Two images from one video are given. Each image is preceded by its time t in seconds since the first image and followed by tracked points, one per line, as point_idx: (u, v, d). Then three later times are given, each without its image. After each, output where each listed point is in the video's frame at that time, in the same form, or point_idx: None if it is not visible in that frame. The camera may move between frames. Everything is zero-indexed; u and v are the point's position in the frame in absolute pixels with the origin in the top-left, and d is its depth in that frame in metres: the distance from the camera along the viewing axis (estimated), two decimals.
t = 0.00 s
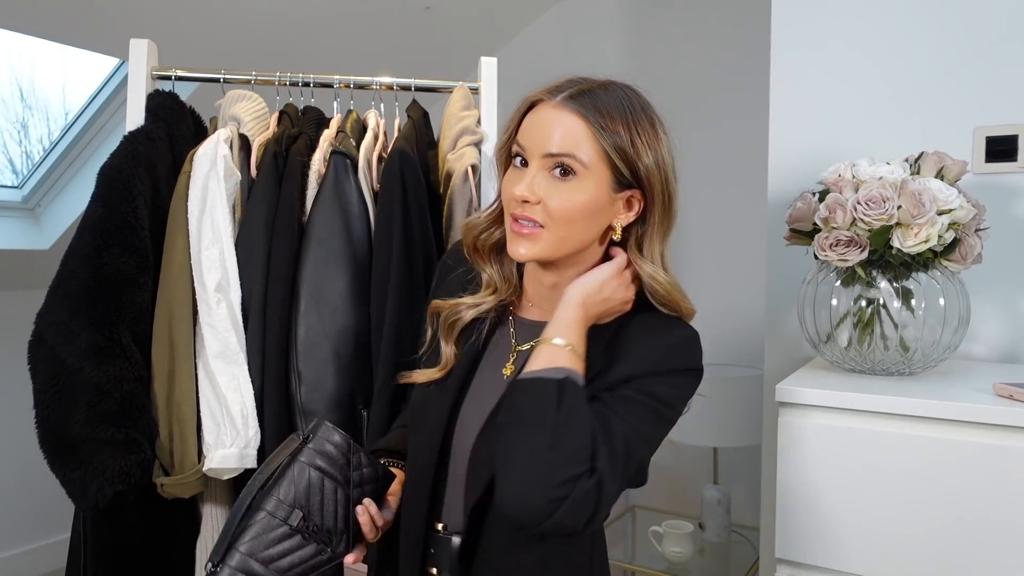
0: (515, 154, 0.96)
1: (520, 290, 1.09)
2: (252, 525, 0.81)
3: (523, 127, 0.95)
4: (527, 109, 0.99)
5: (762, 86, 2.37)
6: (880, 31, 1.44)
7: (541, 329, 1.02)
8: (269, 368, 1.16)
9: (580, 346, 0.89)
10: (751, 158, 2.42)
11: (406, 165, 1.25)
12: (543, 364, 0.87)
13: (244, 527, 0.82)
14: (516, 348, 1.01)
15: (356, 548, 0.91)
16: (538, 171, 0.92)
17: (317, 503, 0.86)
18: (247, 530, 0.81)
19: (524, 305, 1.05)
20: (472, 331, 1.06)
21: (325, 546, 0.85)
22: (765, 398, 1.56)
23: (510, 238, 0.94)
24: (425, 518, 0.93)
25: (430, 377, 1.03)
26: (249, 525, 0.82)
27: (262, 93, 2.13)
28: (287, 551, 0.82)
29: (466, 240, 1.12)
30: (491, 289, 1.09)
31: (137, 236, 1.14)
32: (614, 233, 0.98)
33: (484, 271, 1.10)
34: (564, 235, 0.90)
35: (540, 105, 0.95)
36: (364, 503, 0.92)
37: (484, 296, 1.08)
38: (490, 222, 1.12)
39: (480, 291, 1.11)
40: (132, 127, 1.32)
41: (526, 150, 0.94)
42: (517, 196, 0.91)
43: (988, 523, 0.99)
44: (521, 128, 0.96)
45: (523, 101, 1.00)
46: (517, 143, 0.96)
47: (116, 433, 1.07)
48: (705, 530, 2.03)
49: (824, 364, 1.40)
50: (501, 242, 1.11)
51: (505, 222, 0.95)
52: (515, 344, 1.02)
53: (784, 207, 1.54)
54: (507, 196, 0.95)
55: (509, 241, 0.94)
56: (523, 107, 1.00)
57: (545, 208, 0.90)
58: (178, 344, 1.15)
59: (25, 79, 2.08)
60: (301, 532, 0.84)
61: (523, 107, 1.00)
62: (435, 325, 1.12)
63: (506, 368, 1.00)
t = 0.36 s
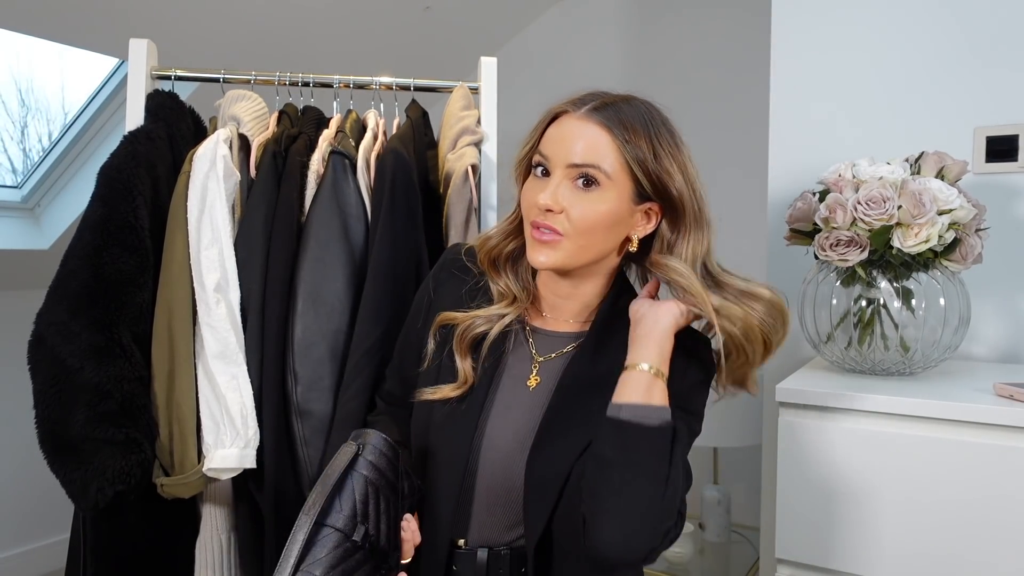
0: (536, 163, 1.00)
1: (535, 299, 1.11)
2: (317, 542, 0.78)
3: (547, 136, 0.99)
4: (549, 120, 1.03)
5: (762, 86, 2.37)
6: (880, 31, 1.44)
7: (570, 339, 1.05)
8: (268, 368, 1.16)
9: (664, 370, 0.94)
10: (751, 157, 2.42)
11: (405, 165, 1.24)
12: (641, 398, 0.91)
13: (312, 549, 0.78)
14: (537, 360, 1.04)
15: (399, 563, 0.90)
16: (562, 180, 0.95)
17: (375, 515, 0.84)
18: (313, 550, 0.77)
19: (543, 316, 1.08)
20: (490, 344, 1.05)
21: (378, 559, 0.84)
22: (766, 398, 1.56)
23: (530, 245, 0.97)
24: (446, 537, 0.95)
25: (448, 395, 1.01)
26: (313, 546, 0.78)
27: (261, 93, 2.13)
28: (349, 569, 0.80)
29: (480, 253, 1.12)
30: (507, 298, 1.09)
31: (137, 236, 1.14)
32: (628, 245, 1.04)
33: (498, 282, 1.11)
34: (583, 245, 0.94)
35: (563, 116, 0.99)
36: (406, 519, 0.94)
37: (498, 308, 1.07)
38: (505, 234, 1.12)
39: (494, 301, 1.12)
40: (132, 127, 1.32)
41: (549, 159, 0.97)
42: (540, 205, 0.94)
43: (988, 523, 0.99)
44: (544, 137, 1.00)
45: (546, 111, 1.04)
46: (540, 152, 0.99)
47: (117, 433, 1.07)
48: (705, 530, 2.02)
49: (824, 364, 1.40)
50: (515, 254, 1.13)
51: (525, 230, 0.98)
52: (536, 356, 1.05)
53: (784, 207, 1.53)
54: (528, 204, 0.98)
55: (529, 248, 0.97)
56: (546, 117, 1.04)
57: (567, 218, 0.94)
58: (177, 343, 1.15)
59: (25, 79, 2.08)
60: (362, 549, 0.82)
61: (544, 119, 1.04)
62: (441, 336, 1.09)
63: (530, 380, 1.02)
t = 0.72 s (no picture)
0: (552, 156, 1.00)
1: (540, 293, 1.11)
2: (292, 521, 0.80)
3: (565, 128, 0.99)
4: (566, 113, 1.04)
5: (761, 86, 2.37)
6: (880, 32, 1.45)
7: (567, 341, 1.02)
8: (269, 368, 1.16)
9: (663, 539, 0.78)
10: (751, 157, 2.42)
11: (405, 165, 1.24)
12: (627, 558, 0.79)
13: (280, 524, 0.79)
14: (534, 356, 1.02)
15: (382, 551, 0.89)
16: (577, 171, 0.96)
17: (353, 499, 0.85)
18: (284, 524, 0.79)
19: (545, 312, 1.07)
20: (495, 337, 1.07)
21: (357, 546, 0.84)
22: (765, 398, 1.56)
23: (543, 236, 0.97)
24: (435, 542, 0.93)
25: (446, 382, 1.02)
26: (285, 520, 0.80)
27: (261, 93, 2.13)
28: (322, 547, 0.80)
29: (491, 243, 1.15)
30: (512, 291, 1.11)
31: (137, 236, 1.14)
32: (643, 241, 1.04)
33: (506, 275, 1.13)
34: (597, 236, 0.94)
35: (581, 109, 1.00)
36: (392, 508, 0.94)
37: (502, 299, 1.09)
38: (517, 226, 1.15)
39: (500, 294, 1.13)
40: (132, 127, 1.32)
41: (565, 150, 0.97)
42: (555, 194, 0.94)
43: (988, 523, 0.99)
44: (562, 128, 1.00)
45: (562, 106, 1.05)
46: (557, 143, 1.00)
47: (117, 433, 1.06)
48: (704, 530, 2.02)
49: (824, 364, 1.40)
50: (524, 247, 1.15)
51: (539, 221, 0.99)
52: (534, 353, 1.03)
53: (784, 207, 1.54)
54: (542, 195, 0.98)
55: (541, 239, 0.97)
56: (563, 111, 1.04)
57: (582, 208, 0.94)
58: (178, 343, 1.14)
59: (25, 80, 2.08)
60: (337, 530, 0.82)
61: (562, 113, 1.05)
62: (450, 329, 1.11)
63: (528, 376, 1.00)
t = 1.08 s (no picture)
0: (537, 161, 1.01)
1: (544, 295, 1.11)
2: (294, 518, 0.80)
3: (543, 133, 1.00)
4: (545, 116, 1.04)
5: (761, 86, 2.37)
6: (880, 32, 1.45)
7: (577, 337, 1.00)
8: (269, 368, 1.16)
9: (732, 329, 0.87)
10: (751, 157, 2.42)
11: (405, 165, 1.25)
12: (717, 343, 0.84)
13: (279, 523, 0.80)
14: (540, 356, 1.01)
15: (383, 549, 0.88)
16: (557, 174, 0.96)
17: (355, 499, 0.85)
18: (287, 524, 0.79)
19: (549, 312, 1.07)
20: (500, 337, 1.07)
21: (359, 546, 0.83)
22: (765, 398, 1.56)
23: (533, 243, 0.98)
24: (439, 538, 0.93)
25: (451, 379, 1.02)
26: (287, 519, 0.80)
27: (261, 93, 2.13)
28: (323, 547, 0.80)
29: (491, 248, 1.15)
30: (515, 293, 1.10)
31: (138, 236, 1.14)
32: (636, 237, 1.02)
33: (509, 278, 1.12)
34: (582, 237, 0.94)
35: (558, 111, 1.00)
36: (395, 508, 0.93)
37: (507, 300, 1.09)
38: (514, 230, 1.15)
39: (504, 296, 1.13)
40: (132, 127, 1.32)
41: (544, 154, 0.98)
42: (536, 199, 0.94)
43: (987, 523, 0.99)
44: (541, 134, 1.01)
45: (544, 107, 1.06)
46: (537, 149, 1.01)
47: (117, 433, 1.07)
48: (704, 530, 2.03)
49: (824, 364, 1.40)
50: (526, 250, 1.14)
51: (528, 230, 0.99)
52: (539, 353, 1.02)
53: (784, 207, 1.54)
54: (528, 201, 0.99)
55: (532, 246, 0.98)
56: (544, 112, 1.05)
57: (565, 210, 0.94)
58: (178, 343, 1.15)
59: (25, 80, 2.08)
60: (338, 529, 0.82)
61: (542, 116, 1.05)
62: (455, 327, 1.11)
63: (533, 376, 0.99)
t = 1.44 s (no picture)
0: (541, 154, 1.01)
1: (544, 292, 1.12)
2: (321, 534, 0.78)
3: (548, 125, 0.99)
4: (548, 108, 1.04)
5: (761, 86, 2.37)
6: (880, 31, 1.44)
7: (585, 331, 1.01)
8: (269, 368, 1.16)
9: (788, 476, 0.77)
10: (751, 157, 2.42)
11: (404, 167, 1.24)
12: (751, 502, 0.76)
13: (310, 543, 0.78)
14: (546, 350, 1.02)
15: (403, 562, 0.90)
16: (567, 166, 0.96)
17: (377, 511, 0.84)
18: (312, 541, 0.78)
19: (553, 308, 1.07)
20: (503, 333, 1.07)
21: (382, 559, 0.84)
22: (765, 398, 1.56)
23: (543, 235, 0.97)
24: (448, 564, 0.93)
25: (456, 382, 1.02)
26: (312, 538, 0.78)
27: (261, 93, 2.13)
28: (349, 564, 0.79)
29: (489, 247, 1.16)
30: (517, 290, 1.11)
31: (138, 236, 1.14)
32: (641, 226, 1.03)
33: (507, 276, 1.14)
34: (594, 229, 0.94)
35: (563, 103, 1.00)
36: (412, 520, 0.94)
37: (508, 296, 1.09)
38: (513, 227, 1.16)
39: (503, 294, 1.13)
40: (132, 127, 1.32)
41: (551, 146, 0.98)
42: (549, 191, 0.94)
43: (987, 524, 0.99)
44: (546, 126, 1.01)
45: (546, 102, 1.06)
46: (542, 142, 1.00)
47: (117, 433, 1.07)
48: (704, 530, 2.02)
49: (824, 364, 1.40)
50: (522, 249, 1.16)
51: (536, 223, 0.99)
52: (545, 346, 1.02)
53: (784, 207, 1.54)
54: (536, 193, 0.98)
55: (542, 238, 0.98)
56: (546, 106, 1.05)
57: (578, 202, 0.94)
58: (178, 343, 1.15)
59: (25, 80, 2.08)
60: (362, 544, 0.81)
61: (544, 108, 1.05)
62: (454, 330, 1.10)
63: (539, 369, 1.00)
